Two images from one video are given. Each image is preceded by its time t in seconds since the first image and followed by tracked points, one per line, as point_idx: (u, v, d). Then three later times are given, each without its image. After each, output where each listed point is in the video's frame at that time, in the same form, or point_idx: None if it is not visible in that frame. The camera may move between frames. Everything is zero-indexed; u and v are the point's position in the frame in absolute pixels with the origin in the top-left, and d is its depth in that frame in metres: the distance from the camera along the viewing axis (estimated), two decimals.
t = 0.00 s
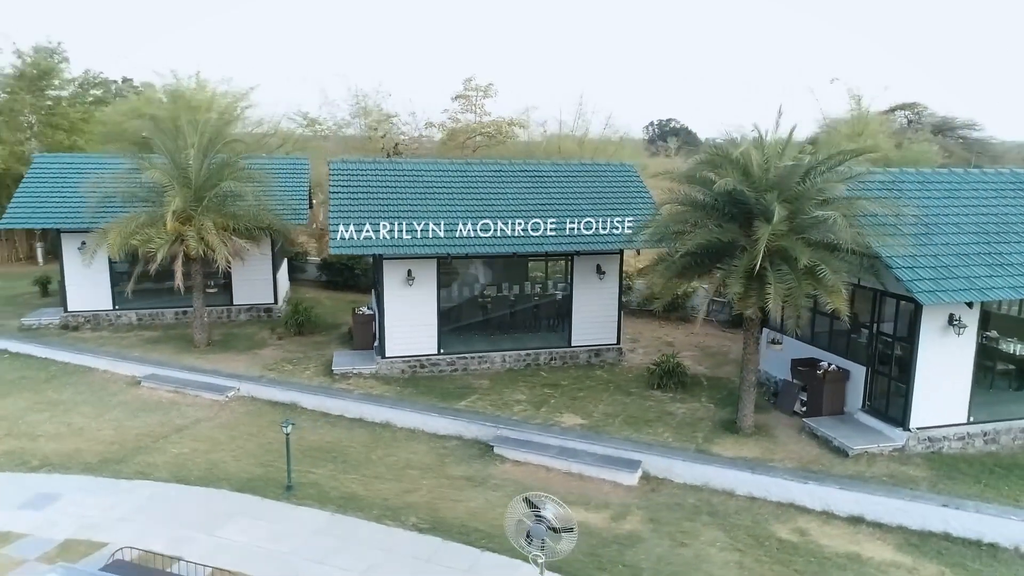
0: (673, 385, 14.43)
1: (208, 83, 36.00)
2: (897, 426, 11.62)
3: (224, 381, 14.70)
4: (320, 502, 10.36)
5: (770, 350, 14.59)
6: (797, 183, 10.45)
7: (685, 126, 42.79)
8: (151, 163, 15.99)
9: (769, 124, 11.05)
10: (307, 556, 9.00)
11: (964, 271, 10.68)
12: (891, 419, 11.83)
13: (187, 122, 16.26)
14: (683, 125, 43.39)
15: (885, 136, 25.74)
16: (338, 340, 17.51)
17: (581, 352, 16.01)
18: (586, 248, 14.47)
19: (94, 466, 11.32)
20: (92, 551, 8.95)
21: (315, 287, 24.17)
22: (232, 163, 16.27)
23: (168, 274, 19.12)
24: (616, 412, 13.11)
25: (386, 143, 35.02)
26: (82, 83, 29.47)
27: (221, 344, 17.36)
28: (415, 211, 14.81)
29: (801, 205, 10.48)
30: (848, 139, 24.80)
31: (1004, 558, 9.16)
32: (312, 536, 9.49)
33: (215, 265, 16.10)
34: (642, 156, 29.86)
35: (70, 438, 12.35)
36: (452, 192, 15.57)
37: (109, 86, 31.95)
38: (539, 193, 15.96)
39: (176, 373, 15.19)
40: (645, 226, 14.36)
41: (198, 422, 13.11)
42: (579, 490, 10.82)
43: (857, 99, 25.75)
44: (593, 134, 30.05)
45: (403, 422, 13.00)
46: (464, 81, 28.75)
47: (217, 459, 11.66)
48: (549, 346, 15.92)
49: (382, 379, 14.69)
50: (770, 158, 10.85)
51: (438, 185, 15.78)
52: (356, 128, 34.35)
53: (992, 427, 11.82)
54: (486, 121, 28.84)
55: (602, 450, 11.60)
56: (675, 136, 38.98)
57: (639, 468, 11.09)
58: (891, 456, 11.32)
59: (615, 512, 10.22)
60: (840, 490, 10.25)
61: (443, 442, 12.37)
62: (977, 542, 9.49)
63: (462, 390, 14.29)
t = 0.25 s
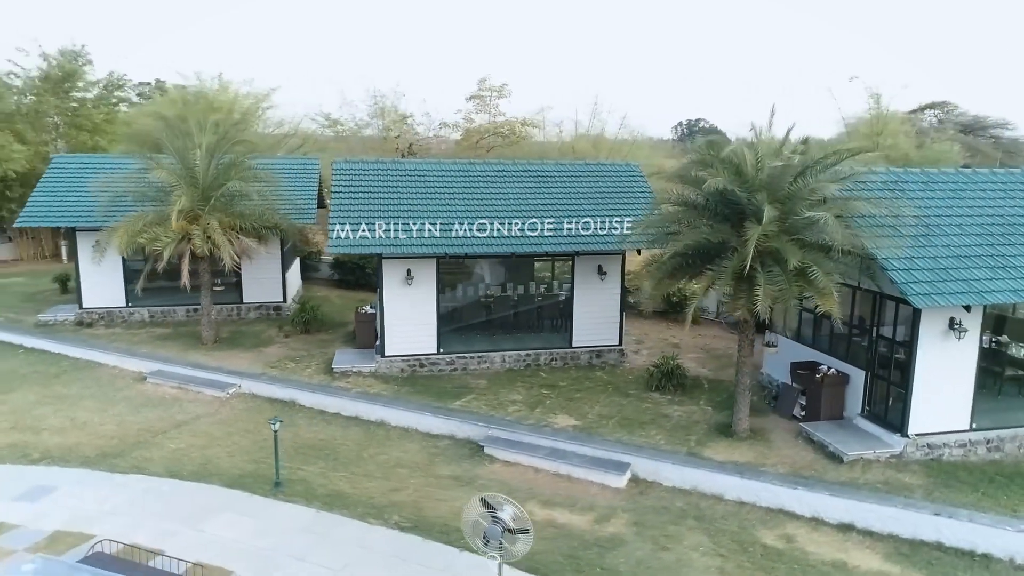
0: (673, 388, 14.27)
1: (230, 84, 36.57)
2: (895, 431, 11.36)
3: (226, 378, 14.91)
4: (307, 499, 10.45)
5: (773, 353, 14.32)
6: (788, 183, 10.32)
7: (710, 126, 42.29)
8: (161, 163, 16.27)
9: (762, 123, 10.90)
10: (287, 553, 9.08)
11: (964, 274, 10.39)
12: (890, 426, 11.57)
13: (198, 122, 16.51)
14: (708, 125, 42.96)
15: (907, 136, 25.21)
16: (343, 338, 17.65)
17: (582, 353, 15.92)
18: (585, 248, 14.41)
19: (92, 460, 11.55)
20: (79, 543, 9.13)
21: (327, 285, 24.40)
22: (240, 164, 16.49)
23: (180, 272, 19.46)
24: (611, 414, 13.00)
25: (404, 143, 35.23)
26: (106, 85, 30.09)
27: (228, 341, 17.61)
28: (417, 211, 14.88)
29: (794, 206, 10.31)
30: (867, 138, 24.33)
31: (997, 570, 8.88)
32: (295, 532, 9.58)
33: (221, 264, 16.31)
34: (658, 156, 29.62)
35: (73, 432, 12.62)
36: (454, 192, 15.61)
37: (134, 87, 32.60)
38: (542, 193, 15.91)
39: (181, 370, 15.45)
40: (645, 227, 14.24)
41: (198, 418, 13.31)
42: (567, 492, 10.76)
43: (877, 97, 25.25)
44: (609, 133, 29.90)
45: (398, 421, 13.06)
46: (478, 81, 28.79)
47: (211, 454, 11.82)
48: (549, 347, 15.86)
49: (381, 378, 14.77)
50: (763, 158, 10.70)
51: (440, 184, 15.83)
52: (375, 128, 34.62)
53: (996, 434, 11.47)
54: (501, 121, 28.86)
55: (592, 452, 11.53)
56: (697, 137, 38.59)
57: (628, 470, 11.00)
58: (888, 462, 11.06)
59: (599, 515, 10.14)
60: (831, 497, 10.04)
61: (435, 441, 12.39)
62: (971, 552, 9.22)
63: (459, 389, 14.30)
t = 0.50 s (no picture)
0: (665, 390, 14.15)
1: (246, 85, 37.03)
2: (884, 437, 11.14)
3: (221, 376, 15.07)
4: (287, 496, 10.52)
5: (768, 356, 14.11)
6: (772, 183, 10.12)
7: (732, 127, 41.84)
8: (162, 163, 16.46)
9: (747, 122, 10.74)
10: (261, 549, 9.14)
11: (953, 276, 10.16)
12: (880, 431, 11.35)
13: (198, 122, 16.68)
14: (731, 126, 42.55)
15: (920, 137, 24.80)
16: (341, 337, 17.75)
17: (577, 354, 15.84)
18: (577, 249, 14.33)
19: (82, 455, 11.75)
20: (59, 536, 9.28)
21: (333, 285, 24.57)
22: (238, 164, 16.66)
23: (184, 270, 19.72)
24: (599, 416, 12.92)
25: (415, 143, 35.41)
26: (122, 86, 30.62)
27: (228, 339, 17.80)
28: (410, 212, 14.95)
29: (777, 207, 10.16)
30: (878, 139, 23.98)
31: None
32: (271, 529, 9.64)
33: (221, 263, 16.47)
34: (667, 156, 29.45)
35: (67, 427, 12.84)
36: (449, 192, 15.64)
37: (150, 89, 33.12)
38: (537, 193, 15.86)
39: (178, 367, 15.65)
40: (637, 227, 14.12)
41: (190, 415, 13.47)
42: (547, 493, 10.71)
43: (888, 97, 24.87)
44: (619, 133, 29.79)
45: (386, 421, 13.10)
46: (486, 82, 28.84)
47: (199, 451, 11.95)
48: (544, 347, 15.80)
49: (373, 377, 14.83)
50: (748, 158, 10.54)
51: (436, 185, 15.86)
52: (386, 128, 34.84)
53: (990, 441, 11.17)
54: (509, 121, 28.87)
55: (575, 454, 11.46)
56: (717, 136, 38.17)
57: (610, 472, 10.92)
58: (876, 468, 10.85)
59: (577, 517, 10.07)
60: (813, 502, 9.87)
61: (421, 441, 12.41)
62: (954, 561, 9.01)
63: (450, 389, 14.30)
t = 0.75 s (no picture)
0: (655, 392, 14.00)
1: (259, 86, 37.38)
2: (870, 442, 10.93)
3: (214, 374, 15.19)
4: (265, 495, 10.55)
5: (760, 358, 13.91)
6: (752, 182, 9.97)
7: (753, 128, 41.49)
8: (160, 163, 16.65)
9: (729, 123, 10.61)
10: (232, 547, 9.17)
11: (939, 279, 9.93)
12: (867, 436, 11.13)
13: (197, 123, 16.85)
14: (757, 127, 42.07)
15: (930, 138, 24.39)
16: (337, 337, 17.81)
17: (569, 355, 15.75)
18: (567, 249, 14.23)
19: (69, 451, 11.89)
20: (35, 531, 9.39)
21: (337, 284, 24.70)
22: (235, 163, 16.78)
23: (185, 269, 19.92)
24: (585, 418, 12.82)
25: (426, 143, 35.51)
26: (135, 87, 31.06)
27: (226, 338, 17.94)
28: (401, 212, 14.99)
29: (757, 208, 10.02)
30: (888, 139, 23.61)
31: None
32: (245, 527, 9.67)
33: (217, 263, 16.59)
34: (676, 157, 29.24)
35: (58, 423, 13.01)
36: (442, 193, 15.65)
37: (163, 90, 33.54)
38: (530, 193, 15.80)
39: (173, 365, 15.81)
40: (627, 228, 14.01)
41: (180, 413, 13.58)
42: (524, 495, 10.64)
43: (898, 96, 24.49)
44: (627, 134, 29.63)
45: (371, 420, 13.12)
46: (493, 82, 28.84)
47: (184, 449, 12.05)
48: (536, 348, 15.72)
49: (364, 377, 14.86)
50: (729, 158, 10.39)
51: (429, 185, 15.89)
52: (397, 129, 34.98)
53: (981, 448, 10.89)
54: (516, 122, 28.83)
55: (556, 456, 11.38)
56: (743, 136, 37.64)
57: (589, 475, 10.82)
58: (861, 474, 10.63)
59: (552, 520, 9.99)
60: (791, 508, 9.69)
61: (405, 441, 12.41)
62: (932, 570, 8.78)
63: (438, 390, 14.28)
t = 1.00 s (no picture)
0: (652, 396, 13.80)
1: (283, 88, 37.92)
2: (864, 451, 10.61)
3: (217, 372, 15.40)
4: (250, 492, 10.64)
5: (760, 363, 13.63)
6: (740, 182, 9.81)
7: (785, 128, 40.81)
8: (169, 163, 16.96)
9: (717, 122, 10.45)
10: (210, 543, 9.24)
11: (934, 283, 9.60)
12: (862, 444, 10.81)
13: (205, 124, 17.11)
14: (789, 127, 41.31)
15: (956, 138, 23.66)
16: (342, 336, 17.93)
17: (569, 357, 15.61)
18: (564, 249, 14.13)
19: (68, 445, 12.15)
20: (23, 523, 9.60)
21: (350, 284, 24.88)
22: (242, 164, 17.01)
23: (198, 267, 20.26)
24: (578, 421, 12.69)
25: (446, 144, 35.64)
26: (160, 90, 31.77)
27: (233, 336, 18.18)
28: (401, 212, 15.04)
29: (744, 209, 9.81)
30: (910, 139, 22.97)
31: None
32: (225, 524, 9.74)
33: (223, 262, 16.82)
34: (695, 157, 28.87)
35: (61, 418, 13.31)
36: (443, 193, 15.67)
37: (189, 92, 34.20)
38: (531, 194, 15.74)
39: (178, 362, 16.07)
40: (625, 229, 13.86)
41: (179, 409, 13.80)
42: (507, 497, 10.55)
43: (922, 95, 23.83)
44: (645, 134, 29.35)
45: (365, 420, 13.16)
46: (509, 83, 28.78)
47: (178, 445, 12.22)
48: (535, 349, 15.62)
49: (362, 376, 14.91)
50: (717, 158, 10.20)
51: (431, 185, 15.92)
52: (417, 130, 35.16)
53: (982, 458, 10.49)
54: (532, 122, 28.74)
55: (542, 458, 11.28)
56: (781, 137, 36.75)
57: (573, 479, 10.70)
58: (853, 483, 10.32)
59: (531, 523, 9.88)
60: (776, 517, 9.42)
61: (396, 441, 12.42)
62: None
63: (434, 390, 14.26)
